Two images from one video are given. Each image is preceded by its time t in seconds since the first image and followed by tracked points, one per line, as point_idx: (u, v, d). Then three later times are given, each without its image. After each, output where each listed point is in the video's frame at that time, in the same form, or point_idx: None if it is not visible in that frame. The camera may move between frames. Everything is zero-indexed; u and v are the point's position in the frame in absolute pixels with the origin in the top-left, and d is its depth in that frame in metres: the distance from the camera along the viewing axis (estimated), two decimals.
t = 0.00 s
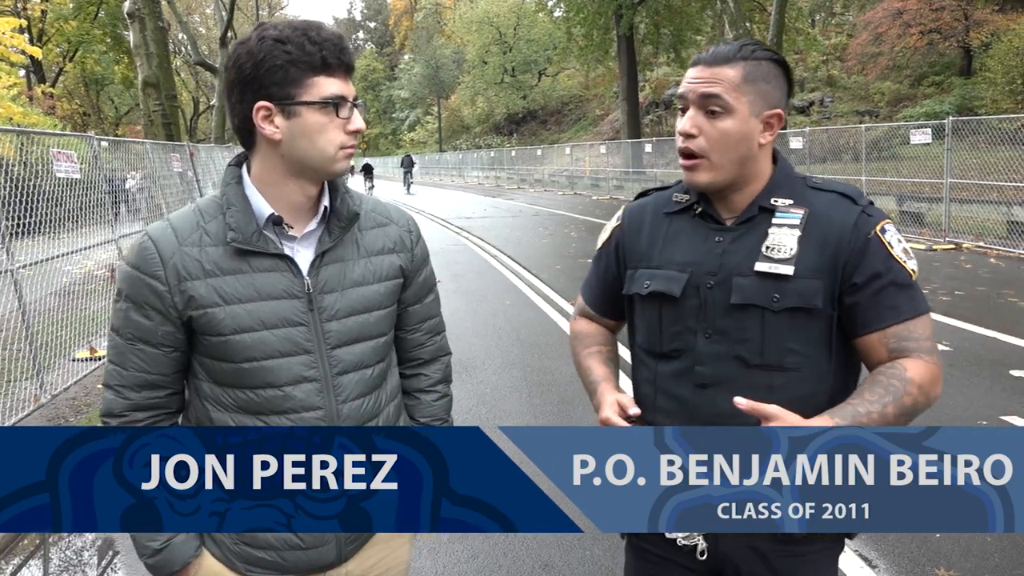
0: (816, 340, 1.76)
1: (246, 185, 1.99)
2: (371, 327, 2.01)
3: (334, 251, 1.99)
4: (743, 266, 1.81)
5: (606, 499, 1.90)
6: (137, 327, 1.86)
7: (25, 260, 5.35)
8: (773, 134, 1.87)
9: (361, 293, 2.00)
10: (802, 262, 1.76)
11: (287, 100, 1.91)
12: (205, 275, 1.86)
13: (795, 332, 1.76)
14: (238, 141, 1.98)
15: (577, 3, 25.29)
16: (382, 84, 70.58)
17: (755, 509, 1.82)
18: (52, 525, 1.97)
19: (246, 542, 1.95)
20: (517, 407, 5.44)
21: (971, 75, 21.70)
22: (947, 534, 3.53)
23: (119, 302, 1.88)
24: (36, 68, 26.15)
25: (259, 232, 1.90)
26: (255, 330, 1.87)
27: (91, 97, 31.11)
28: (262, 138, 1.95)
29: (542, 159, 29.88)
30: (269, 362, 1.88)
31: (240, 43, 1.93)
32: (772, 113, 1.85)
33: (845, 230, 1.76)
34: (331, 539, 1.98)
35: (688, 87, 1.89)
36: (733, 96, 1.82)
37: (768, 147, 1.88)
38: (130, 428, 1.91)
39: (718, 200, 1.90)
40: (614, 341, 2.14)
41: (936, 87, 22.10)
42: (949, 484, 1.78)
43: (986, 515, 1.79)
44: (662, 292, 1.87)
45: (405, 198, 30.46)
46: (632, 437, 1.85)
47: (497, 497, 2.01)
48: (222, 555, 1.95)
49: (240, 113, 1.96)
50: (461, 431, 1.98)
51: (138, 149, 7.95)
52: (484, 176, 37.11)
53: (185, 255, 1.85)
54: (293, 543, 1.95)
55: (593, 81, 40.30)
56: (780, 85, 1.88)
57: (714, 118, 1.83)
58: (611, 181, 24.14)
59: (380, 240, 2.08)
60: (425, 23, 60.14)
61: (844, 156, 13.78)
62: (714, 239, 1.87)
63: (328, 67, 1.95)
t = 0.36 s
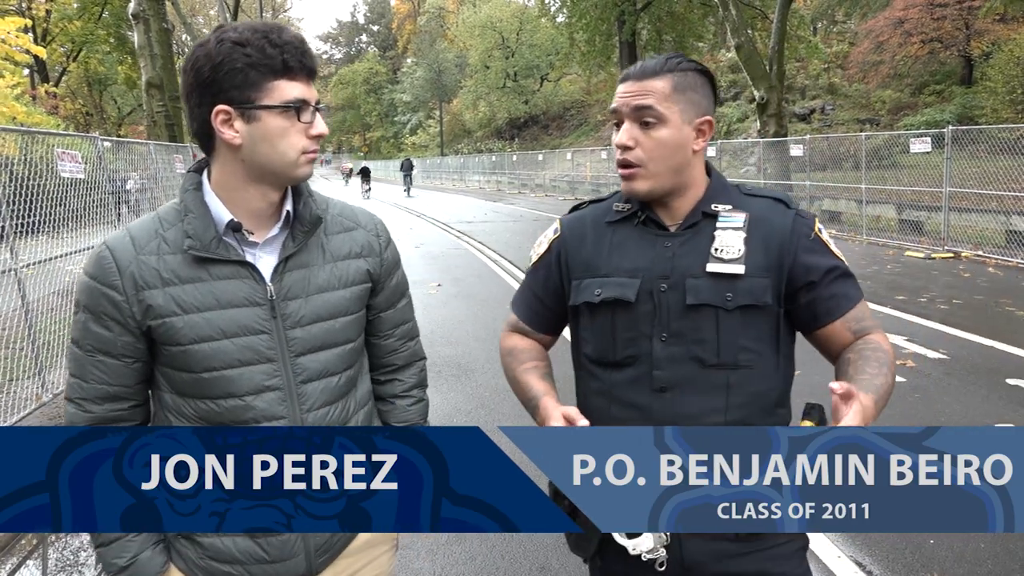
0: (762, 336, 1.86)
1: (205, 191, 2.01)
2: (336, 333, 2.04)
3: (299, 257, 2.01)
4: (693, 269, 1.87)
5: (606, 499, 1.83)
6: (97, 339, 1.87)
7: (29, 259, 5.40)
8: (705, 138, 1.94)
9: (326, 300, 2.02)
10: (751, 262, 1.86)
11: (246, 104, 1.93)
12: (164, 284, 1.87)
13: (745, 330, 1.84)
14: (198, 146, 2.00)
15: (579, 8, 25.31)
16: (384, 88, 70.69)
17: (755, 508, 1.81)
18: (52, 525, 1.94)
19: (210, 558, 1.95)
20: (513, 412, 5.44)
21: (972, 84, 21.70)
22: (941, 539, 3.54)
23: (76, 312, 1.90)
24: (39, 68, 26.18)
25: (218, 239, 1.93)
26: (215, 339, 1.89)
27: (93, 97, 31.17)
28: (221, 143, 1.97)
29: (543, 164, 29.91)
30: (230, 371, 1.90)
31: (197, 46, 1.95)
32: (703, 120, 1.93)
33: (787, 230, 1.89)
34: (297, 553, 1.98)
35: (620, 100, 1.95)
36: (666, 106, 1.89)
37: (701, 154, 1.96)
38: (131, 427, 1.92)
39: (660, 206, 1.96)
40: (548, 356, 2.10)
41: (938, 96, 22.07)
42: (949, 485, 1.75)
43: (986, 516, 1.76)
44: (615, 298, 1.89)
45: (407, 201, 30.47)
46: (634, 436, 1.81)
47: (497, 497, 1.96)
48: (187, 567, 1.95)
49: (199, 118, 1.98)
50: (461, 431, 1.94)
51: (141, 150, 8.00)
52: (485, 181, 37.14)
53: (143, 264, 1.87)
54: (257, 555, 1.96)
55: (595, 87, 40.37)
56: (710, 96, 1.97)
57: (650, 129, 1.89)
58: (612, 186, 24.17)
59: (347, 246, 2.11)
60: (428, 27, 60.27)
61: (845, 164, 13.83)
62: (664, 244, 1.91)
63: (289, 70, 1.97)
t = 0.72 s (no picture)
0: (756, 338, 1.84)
1: (194, 197, 2.04)
2: (324, 338, 2.04)
3: (287, 260, 2.03)
4: (687, 271, 1.85)
5: (605, 499, 1.83)
6: (86, 342, 1.91)
7: (59, 257, 5.51)
8: (696, 144, 1.95)
9: (314, 303, 2.04)
10: (743, 264, 1.84)
11: (233, 109, 1.96)
12: (149, 287, 1.91)
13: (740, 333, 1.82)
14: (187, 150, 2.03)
15: (605, 11, 25.24)
16: (410, 91, 71.04)
17: (755, 509, 1.81)
18: (52, 524, 1.97)
19: (195, 561, 1.96)
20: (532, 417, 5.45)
21: (1006, 88, 21.35)
22: (961, 549, 3.49)
23: (67, 316, 1.94)
24: (72, 71, 26.64)
25: (204, 243, 1.95)
26: (200, 342, 1.91)
27: (124, 99, 31.66)
28: (210, 148, 2.01)
29: (567, 167, 29.89)
30: (214, 375, 1.92)
31: (188, 50, 1.99)
32: (695, 124, 1.93)
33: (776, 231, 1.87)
34: (282, 558, 1.98)
35: (612, 105, 1.95)
36: (658, 110, 1.89)
37: (692, 158, 1.96)
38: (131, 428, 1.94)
39: (650, 211, 1.95)
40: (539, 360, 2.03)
41: (970, 100, 21.81)
42: (948, 484, 1.76)
43: (985, 515, 1.78)
44: (611, 302, 1.86)
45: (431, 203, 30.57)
46: (634, 437, 1.80)
47: (497, 496, 1.95)
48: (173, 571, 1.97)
49: (188, 122, 2.01)
50: (463, 431, 1.92)
51: (169, 151, 8.13)
52: (509, 183, 37.19)
53: (130, 268, 1.90)
54: (240, 560, 1.96)
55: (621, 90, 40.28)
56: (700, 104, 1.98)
57: (642, 133, 1.89)
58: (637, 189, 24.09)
59: (337, 249, 2.12)
60: (454, 30, 60.49)
61: (873, 168, 13.68)
62: (656, 247, 1.90)
63: (276, 76, 1.99)
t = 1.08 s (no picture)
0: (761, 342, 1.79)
1: (212, 200, 2.08)
2: (339, 337, 2.08)
3: (303, 261, 2.06)
4: (691, 273, 1.85)
5: (606, 499, 1.81)
6: (109, 342, 1.96)
7: (91, 257, 5.60)
8: (728, 149, 1.91)
9: (328, 303, 2.07)
10: (746, 266, 1.80)
11: (245, 111, 1.99)
12: (169, 289, 1.95)
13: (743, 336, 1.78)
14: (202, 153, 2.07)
15: (632, 8, 25.11)
16: (438, 90, 71.33)
17: (755, 509, 1.77)
18: (52, 525, 1.95)
19: (216, 547, 1.99)
20: (555, 415, 5.47)
21: None
22: (984, 548, 3.45)
23: (89, 317, 1.99)
24: (107, 73, 27.15)
25: (222, 245, 1.99)
26: (219, 342, 1.96)
27: (157, 100, 32.20)
28: (224, 151, 2.03)
29: (594, 165, 29.81)
30: (233, 374, 1.96)
31: (200, 55, 2.03)
32: (728, 131, 1.90)
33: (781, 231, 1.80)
34: (296, 548, 2.00)
35: (645, 102, 1.92)
36: (694, 112, 1.86)
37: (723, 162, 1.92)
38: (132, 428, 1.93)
39: (673, 211, 1.94)
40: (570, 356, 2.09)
41: (1007, 94, 21.36)
42: (949, 484, 1.73)
43: (985, 514, 1.73)
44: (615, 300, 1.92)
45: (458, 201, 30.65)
46: (632, 436, 1.76)
47: (497, 496, 1.90)
48: (195, 560, 2.01)
49: (202, 127, 2.05)
50: (460, 430, 1.87)
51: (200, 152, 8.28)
52: (537, 181, 37.17)
53: (150, 270, 1.95)
54: (258, 550, 1.98)
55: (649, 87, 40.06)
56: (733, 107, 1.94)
57: (673, 133, 1.85)
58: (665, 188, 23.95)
59: (351, 250, 2.15)
60: (482, 29, 60.56)
61: (906, 165, 13.45)
62: (663, 247, 1.91)
63: (285, 78, 2.02)
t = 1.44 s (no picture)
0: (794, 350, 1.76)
1: (233, 198, 2.12)
2: (351, 337, 2.10)
3: (318, 260, 2.08)
4: (727, 274, 1.86)
5: (606, 499, 1.80)
6: (130, 333, 2.01)
7: (103, 257, 5.66)
8: (764, 139, 1.87)
9: (342, 303, 2.09)
10: (781, 271, 1.76)
11: (264, 112, 2.02)
12: (187, 283, 1.99)
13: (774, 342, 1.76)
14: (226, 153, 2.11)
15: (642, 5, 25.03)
16: (448, 89, 71.43)
17: (755, 509, 1.76)
18: (52, 526, 1.92)
19: (224, 544, 2.06)
20: (561, 409, 5.51)
21: None
22: (985, 539, 3.47)
23: (113, 308, 2.04)
24: (119, 75, 27.31)
25: (240, 241, 2.02)
26: (232, 337, 1.99)
27: (168, 102, 32.39)
28: (244, 150, 2.07)
29: (604, 162, 29.77)
30: (244, 369, 2.00)
31: (226, 55, 2.07)
32: (760, 118, 1.85)
33: (824, 237, 1.73)
34: (303, 548, 2.04)
35: (674, 103, 1.95)
36: (711, 108, 1.85)
37: (761, 153, 1.88)
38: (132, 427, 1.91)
39: (722, 210, 1.95)
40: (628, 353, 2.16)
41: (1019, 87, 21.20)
42: (949, 485, 1.69)
43: (986, 515, 1.70)
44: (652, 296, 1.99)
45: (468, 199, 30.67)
46: (634, 436, 1.75)
47: (497, 497, 1.88)
48: (206, 553, 2.11)
49: (226, 127, 2.10)
50: (460, 430, 1.86)
51: (211, 153, 8.35)
52: (546, 179, 37.17)
53: (170, 264, 1.99)
54: (264, 548, 2.03)
55: (658, 83, 39.98)
56: (770, 93, 1.89)
57: (695, 131, 1.87)
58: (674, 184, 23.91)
59: (367, 251, 2.16)
60: (491, 27, 60.52)
61: (916, 159, 13.38)
62: (705, 247, 1.95)
63: (305, 80, 2.05)
